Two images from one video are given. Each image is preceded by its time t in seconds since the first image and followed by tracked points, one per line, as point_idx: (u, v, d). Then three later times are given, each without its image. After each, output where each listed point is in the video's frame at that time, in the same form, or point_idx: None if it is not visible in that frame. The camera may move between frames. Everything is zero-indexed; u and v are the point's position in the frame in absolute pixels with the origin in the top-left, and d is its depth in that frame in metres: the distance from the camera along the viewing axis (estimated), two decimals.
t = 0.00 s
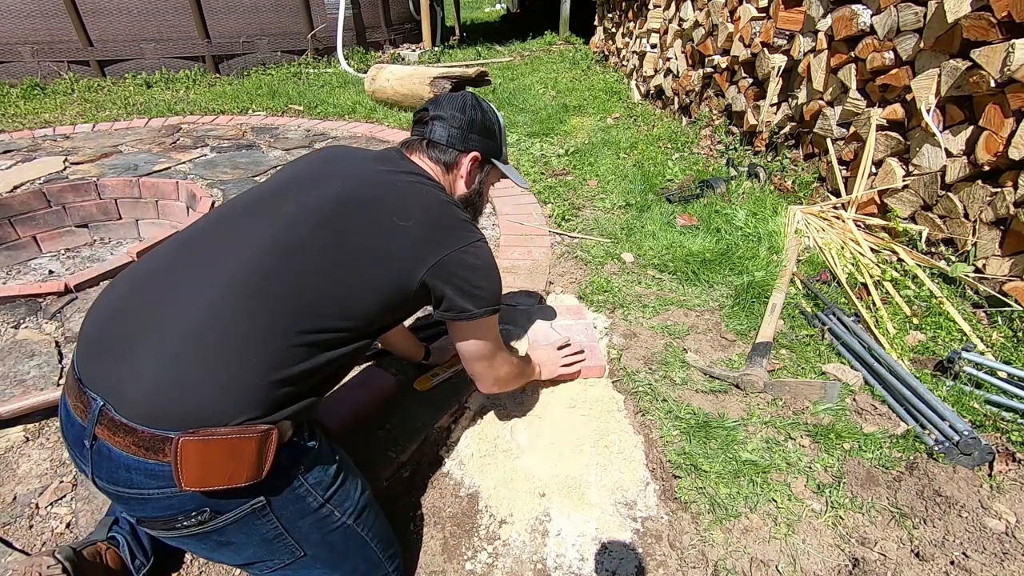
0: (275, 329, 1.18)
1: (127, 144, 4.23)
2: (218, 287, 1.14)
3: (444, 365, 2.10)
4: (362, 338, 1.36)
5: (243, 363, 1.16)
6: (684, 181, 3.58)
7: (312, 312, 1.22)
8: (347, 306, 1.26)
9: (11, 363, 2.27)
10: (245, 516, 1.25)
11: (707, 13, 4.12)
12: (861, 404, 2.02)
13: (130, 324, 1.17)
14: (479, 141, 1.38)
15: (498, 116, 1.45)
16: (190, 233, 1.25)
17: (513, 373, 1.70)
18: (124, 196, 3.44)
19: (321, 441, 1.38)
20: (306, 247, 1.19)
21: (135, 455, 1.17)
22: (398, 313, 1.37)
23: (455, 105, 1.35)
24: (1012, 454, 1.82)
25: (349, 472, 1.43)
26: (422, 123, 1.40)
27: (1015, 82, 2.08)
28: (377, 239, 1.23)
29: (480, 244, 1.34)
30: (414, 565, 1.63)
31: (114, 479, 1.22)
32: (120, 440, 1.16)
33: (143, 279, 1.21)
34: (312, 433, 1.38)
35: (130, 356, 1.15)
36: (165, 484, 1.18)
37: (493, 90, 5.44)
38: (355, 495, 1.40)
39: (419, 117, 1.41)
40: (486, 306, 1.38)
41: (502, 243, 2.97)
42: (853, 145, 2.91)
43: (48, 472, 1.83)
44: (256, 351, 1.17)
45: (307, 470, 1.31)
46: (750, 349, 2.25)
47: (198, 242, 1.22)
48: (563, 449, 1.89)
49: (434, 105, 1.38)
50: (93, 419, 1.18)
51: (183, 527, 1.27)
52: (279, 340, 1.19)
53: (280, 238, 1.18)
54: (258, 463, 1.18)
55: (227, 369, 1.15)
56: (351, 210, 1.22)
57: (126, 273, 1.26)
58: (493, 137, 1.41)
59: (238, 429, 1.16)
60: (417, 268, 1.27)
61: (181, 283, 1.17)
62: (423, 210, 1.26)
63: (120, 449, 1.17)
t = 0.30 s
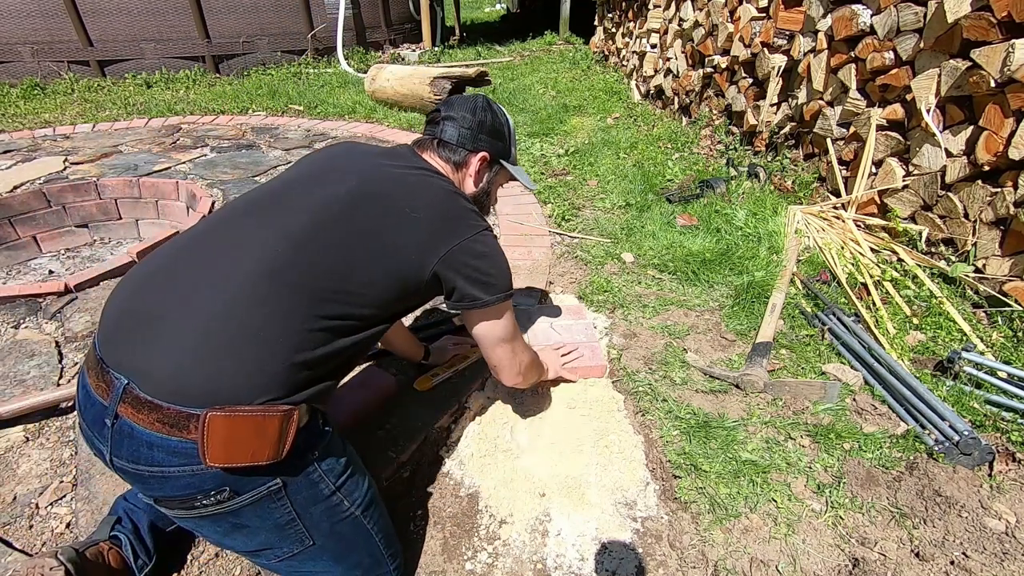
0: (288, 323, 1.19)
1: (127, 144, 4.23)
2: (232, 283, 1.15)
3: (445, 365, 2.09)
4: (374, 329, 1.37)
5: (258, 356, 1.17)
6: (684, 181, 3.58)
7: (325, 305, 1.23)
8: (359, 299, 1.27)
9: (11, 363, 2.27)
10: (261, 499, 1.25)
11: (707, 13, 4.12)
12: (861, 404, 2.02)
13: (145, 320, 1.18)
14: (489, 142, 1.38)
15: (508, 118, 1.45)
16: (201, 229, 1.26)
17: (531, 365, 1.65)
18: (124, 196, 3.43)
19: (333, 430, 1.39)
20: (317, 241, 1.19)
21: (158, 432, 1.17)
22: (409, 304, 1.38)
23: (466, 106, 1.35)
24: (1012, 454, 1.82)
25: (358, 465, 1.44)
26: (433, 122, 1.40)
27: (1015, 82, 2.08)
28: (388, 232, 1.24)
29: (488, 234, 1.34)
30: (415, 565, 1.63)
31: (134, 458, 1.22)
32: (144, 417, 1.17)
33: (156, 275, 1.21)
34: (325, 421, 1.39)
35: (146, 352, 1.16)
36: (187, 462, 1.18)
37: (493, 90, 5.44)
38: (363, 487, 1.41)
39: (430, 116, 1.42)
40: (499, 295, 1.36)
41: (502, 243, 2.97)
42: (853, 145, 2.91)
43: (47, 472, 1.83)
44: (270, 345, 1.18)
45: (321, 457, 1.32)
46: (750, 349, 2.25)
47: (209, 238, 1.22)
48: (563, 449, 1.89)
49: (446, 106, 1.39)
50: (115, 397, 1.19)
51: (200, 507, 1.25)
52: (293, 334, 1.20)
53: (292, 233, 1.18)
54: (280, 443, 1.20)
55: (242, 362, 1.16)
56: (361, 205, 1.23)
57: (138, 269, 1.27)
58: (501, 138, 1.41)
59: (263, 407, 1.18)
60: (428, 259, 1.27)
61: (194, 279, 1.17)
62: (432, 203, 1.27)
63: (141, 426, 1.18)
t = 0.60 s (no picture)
0: (288, 325, 1.19)
1: (127, 144, 4.23)
2: (229, 286, 1.15)
3: (444, 365, 2.09)
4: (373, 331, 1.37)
5: (257, 357, 1.17)
6: (684, 181, 3.58)
7: (323, 308, 1.23)
8: (356, 302, 1.27)
9: (11, 363, 2.26)
10: (259, 500, 1.25)
11: (707, 13, 4.12)
12: (861, 404, 2.02)
13: (143, 320, 1.18)
14: (486, 151, 1.38)
15: (507, 127, 1.44)
16: (200, 229, 1.25)
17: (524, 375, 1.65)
18: (124, 195, 3.43)
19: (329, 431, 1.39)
20: (318, 244, 1.19)
21: (153, 433, 1.17)
22: (405, 308, 1.38)
23: (465, 114, 1.35)
24: (1012, 454, 1.82)
25: (355, 464, 1.44)
26: (433, 129, 1.40)
27: (1015, 83, 2.08)
28: (388, 236, 1.24)
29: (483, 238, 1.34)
30: (414, 566, 1.63)
31: (129, 460, 1.22)
32: (139, 419, 1.17)
33: (155, 276, 1.21)
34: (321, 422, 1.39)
35: (144, 352, 1.16)
36: (183, 463, 1.18)
37: (493, 90, 5.44)
38: (360, 487, 1.41)
39: (430, 122, 1.42)
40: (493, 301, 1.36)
41: (502, 243, 2.97)
42: (853, 145, 2.91)
43: (47, 472, 1.83)
44: (269, 346, 1.18)
45: (318, 457, 1.32)
46: (750, 349, 2.25)
47: (209, 238, 1.22)
48: (563, 449, 1.88)
49: (446, 113, 1.38)
50: (111, 399, 1.19)
51: (197, 509, 1.26)
52: (292, 336, 1.20)
53: (291, 236, 1.19)
54: (275, 443, 1.20)
55: (241, 364, 1.16)
56: (359, 209, 1.23)
57: (137, 269, 1.27)
58: (499, 148, 1.41)
59: (259, 407, 1.18)
60: (427, 263, 1.27)
61: (194, 279, 1.17)
62: (432, 207, 1.27)
63: (137, 428, 1.18)
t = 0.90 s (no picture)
0: (288, 323, 1.20)
1: (127, 144, 4.23)
2: (227, 286, 1.15)
3: (443, 365, 2.09)
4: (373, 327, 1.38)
5: (257, 355, 1.18)
6: (684, 181, 3.58)
7: (322, 306, 1.24)
8: (354, 299, 1.28)
9: (11, 363, 2.26)
10: (258, 500, 1.25)
11: (707, 13, 4.12)
12: (861, 404, 2.02)
13: (143, 321, 1.18)
14: (478, 149, 1.38)
15: (498, 125, 1.44)
16: (198, 229, 1.26)
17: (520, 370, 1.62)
18: (124, 195, 3.43)
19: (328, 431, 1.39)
20: (316, 244, 1.20)
21: (154, 433, 1.17)
22: (402, 306, 1.39)
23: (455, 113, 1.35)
24: (1012, 454, 1.82)
25: (354, 463, 1.44)
26: (425, 129, 1.41)
27: (1015, 82, 2.08)
28: (386, 233, 1.24)
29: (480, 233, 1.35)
30: (414, 566, 1.63)
31: (130, 461, 1.22)
32: (139, 419, 1.17)
33: (154, 276, 1.21)
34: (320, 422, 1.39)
35: (143, 352, 1.16)
36: (184, 463, 1.18)
37: (493, 90, 5.44)
38: (360, 485, 1.41)
39: (422, 124, 1.42)
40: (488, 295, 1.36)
41: (502, 244, 2.97)
42: (853, 145, 2.91)
43: (47, 472, 1.83)
44: (269, 344, 1.18)
45: (317, 456, 1.32)
46: (750, 349, 2.25)
47: (207, 238, 1.22)
48: (563, 449, 1.89)
49: (437, 113, 1.39)
50: (109, 400, 1.18)
51: (198, 509, 1.25)
52: (292, 333, 1.21)
53: (289, 235, 1.19)
54: (277, 441, 1.19)
55: (242, 362, 1.17)
56: (354, 207, 1.22)
57: (135, 269, 1.27)
58: (491, 145, 1.41)
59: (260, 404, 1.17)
60: (426, 260, 1.28)
61: (193, 279, 1.18)
62: (430, 203, 1.27)
63: (136, 428, 1.17)
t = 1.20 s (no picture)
0: (296, 322, 1.20)
1: (127, 144, 4.23)
2: (234, 285, 1.15)
3: (443, 365, 2.09)
4: (381, 328, 1.38)
5: (264, 354, 1.18)
6: (684, 181, 3.58)
7: (330, 305, 1.24)
8: (361, 298, 1.27)
9: (11, 363, 2.27)
10: (262, 496, 1.25)
11: (707, 13, 4.12)
12: (861, 404, 2.02)
13: (150, 320, 1.18)
14: (485, 142, 1.38)
15: (505, 116, 1.44)
16: (204, 229, 1.26)
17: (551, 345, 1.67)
18: (124, 195, 3.43)
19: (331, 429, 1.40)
20: (323, 243, 1.20)
21: (161, 427, 1.16)
22: (409, 305, 1.38)
23: (463, 105, 1.35)
24: (1012, 454, 1.82)
25: (357, 462, 1.44)
26: (432, 122, 1.40)
27: (1015, 83, 2.08)
28: (392, 232, 1.24)
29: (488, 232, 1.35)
30: (415, 566, 1.63)
31: (136, 454, 1.21)
32: (147, 412, 1.16)
33: (159, 275, 1.21)
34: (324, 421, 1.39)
35: (151, 351, 1.16)
36: (190, 457, 1.18)
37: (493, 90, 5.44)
38: (363, 484, 1.41)
39: (428, 116, 1.42)
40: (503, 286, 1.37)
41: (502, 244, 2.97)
42: (853, 145, 2.91)
43: (47, 473, 1.83)
44: (276, 343, 1.18)
45: (321, 453, 1.32)
46: (750, 349, 2.25)
47: (213, 237, 1.22)
48: (563, 449, 1.89)
49: (443, 106, 1.38)
50: (117, 393, 1.18)
51: (202, 503, 1.25)
52: (298, 332, 1.21)
53: (296, 234, 1.19)
54: (284, 437, 1.19)
55: (250, 362, 1.17)
56: (361, 207, 1.23)
57: (141, 269, 1.27)
58: (498, 137, 1.41)
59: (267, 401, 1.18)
60: (433, 259, 1.28)
61: (198, 278, 1.18)
62: (437, 202, 1.27)
63: (143, 422, 1.17)
